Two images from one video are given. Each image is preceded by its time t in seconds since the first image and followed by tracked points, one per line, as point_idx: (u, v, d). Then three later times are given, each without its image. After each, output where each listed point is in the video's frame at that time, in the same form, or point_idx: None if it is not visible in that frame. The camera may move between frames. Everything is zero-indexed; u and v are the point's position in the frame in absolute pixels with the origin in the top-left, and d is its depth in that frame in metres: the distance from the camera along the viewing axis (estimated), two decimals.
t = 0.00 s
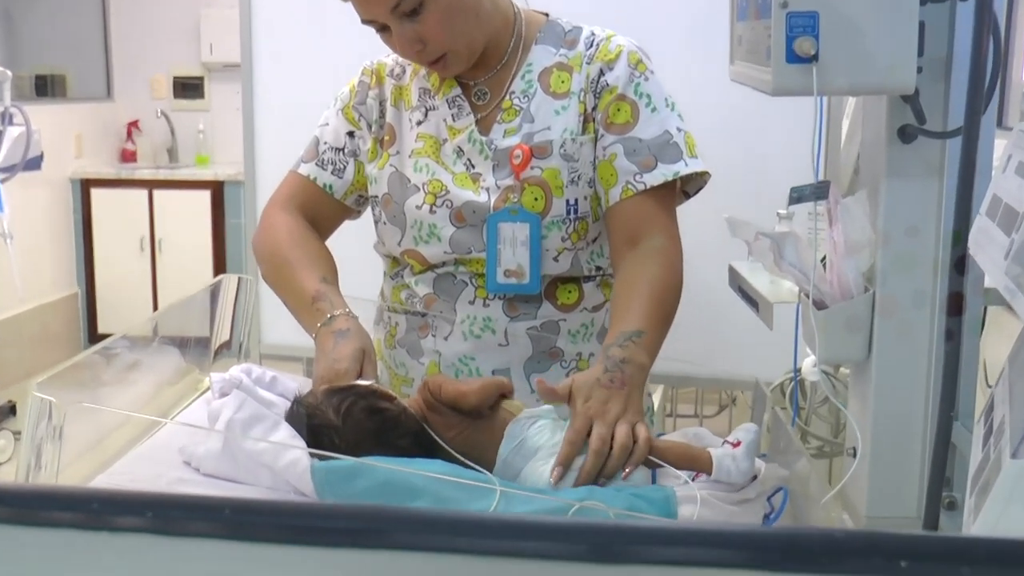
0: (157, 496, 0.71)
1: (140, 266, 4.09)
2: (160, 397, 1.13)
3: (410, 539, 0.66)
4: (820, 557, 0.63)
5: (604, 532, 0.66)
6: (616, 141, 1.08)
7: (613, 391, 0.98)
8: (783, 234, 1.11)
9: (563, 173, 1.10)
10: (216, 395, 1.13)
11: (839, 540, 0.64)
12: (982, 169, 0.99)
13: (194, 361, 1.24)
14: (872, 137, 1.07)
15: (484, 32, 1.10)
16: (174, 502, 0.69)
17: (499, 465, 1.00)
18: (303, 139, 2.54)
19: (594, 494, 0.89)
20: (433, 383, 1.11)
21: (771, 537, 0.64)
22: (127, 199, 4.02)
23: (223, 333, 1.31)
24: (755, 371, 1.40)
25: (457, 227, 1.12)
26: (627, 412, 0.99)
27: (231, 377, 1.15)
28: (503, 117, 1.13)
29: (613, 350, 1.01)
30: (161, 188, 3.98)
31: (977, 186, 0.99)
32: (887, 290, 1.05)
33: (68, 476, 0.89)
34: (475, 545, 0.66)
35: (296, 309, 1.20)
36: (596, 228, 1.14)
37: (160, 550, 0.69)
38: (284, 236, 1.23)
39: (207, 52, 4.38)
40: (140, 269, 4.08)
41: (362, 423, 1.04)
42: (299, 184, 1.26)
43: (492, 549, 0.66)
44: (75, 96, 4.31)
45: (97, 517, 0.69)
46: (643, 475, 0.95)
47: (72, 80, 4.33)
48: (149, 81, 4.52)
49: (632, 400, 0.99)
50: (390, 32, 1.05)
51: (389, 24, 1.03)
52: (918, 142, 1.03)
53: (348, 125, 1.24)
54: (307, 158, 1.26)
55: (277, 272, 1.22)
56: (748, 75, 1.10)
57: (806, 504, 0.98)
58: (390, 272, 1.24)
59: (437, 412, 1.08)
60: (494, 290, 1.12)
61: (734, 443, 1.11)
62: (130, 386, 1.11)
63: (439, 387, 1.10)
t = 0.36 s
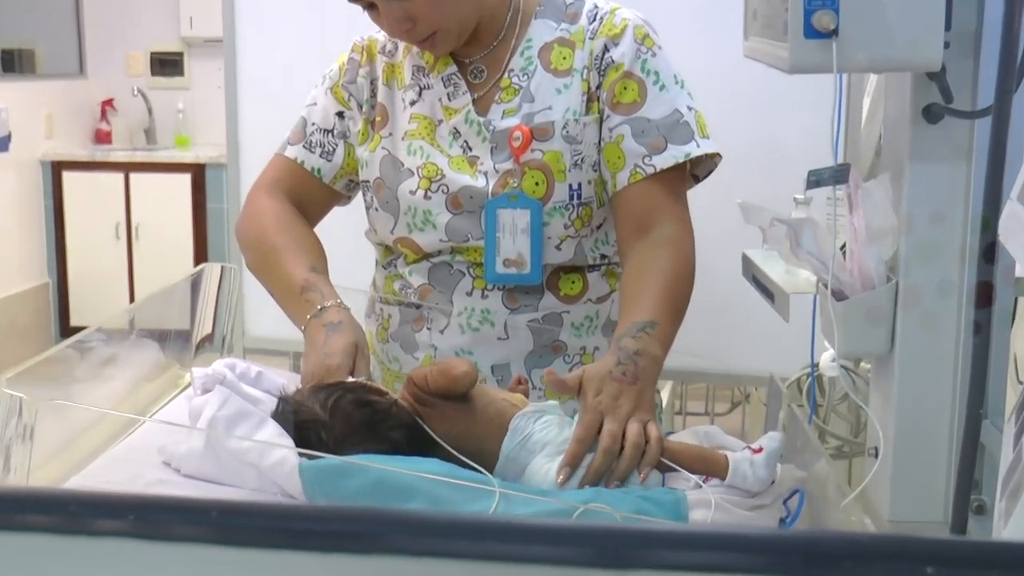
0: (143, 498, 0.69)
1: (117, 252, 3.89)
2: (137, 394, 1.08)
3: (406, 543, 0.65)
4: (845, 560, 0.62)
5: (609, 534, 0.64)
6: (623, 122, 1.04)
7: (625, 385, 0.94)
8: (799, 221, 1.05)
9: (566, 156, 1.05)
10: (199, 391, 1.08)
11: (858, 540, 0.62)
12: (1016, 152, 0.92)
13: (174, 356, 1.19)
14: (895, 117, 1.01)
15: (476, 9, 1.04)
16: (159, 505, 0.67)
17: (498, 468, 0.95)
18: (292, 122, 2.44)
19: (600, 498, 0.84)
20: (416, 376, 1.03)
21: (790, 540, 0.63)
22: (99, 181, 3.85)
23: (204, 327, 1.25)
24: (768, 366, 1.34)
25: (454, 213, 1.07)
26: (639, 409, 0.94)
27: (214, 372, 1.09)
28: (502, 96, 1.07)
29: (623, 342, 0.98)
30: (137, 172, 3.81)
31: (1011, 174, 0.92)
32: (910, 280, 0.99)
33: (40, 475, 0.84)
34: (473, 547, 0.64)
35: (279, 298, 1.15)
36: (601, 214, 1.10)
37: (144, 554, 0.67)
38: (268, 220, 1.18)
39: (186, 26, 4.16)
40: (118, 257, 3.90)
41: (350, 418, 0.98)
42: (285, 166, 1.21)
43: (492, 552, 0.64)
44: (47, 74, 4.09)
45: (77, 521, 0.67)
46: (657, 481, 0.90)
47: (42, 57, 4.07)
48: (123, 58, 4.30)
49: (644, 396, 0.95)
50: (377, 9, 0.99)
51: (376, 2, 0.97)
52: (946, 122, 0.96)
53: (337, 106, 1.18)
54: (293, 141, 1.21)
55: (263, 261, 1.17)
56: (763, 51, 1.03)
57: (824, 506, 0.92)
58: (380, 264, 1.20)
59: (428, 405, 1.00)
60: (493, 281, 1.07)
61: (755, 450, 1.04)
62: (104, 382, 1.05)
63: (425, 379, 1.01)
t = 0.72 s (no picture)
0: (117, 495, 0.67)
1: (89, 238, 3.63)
2: (113, 387, 1.03)
3: (391, 543, 0.62)
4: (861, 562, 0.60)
5: (610, 532, 0.62)
6: (629, 97, 1.02)
7: (632, 378, 0.90)
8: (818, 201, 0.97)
9: (569, 134, 1.03)
10: (178, 384, 1.03)
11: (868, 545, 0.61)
12: None
13: (152, 347, 1.14)
14: (920, 95, 0.93)
15: None
16: (130, 503, 0.65)
17: (499, 468, 0.91)
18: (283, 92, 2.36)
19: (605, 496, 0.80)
20: (417, 376, 0.99)
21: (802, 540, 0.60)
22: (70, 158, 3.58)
23: (184, 315, 1.19)
24: (784, 357, 1.28)
25: (449, 195, 1.05)
26: (644, 402, 0.91)
27: (195, 363, 1.04)
28: (501, 70, 1.05)
29: (629, 333, 0.94)
30: (111, 150, 3.57)
31: None
32: (936, 266, 0.91)
33: (11, 472, 0.80)
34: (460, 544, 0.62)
35: (268, 283, 1.13)
36: (605, 196, 1.08)
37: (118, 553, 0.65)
38: (252, 204, 1.16)
39: None
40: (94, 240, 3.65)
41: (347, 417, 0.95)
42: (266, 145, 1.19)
43: (484, 553, 0.62)
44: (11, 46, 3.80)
45: (47, 520, 0.65)
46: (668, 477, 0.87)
47: None
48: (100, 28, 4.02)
49: (650, 388, 0.91)
50: None
51: None
52: (976, 94, 0.88)
53: (324, 81, 1.16)
54: (277, 119, 1.18)
55: (248, 246, 1.15)
56: (780, 21, 0.96)
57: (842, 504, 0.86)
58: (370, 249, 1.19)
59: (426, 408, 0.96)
60: (491, 267, 1.06)
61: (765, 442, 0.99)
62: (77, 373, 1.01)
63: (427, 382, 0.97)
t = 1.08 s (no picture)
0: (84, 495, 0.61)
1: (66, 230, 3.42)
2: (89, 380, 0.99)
3: (375, 545, 0.57)
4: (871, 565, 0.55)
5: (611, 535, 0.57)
6: (630, 77, 1.02)
7: (632, 369, 0.88)
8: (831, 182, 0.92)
9: (567, 115, 1.03)
10: (158, 378, 0.99)
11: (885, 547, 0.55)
12: None
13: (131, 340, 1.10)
14: (937, 72, 0.88)
15: None
16: (106, 505, 0.60)
17: (494, 466, 0.88)
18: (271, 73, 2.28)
19: (606, 495, 0.76)
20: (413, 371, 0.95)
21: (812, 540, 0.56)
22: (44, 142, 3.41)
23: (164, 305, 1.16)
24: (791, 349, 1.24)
25: (441, 179, 1.05)
26: (646, 394, 0.88)
27: (175, 357, 1.00)
28: (496, 48, 1.06)
29: (629, 323, 0.92)
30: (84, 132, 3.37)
31: None
32: (951, 252, 0.86)
33: None
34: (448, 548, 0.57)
35: (250, 270, 1.12)
36: (604, 180, 1.08)
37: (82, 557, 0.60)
38: (233, 189, 1.16)
39: None
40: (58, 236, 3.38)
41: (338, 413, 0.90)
42: (251, 130, 1.19)
43: (468, 556, 0.57)
44: None
45: (7, 521, 0.60)
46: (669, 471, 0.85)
47: None
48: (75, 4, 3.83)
49: (653, 379, 0.89)
50: None
51: None
52: (992, 72, 0.84)
53: (310, 60, 1.16)
54: (261, 100, 1.18)
55: (231, 231, 1.14)
56: None
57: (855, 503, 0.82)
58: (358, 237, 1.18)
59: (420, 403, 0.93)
60: (485, 254, 1.05)
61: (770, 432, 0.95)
62: (54, 366, 0.96)
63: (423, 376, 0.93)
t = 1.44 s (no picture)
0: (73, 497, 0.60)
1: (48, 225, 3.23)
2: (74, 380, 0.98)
3: (372, 548, 0.56)
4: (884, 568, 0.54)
5: (618, 539, 0.56)
6: (634, 62, 1.00)
7: (633, 363, 0.85)
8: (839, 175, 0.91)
9: (569, 102, 1.01)
10: (145, 375, 0.97)
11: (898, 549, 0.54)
12: None
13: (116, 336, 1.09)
14: (950, 57, 0.84)
15: None
16: (94, 507, 0.59)
17: (492, 469, 0.86)
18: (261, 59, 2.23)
19: (609, 496, 0.74)
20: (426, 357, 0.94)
21: (830, 545, 0.54)
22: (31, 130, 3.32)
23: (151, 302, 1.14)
24: (799, 344, 1.21)
25: (438, 168, 1.03)
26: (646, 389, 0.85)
27: (163, 353, 0.98)
28: (495, 33, 1.03)
29: (630, 317, 0.89)
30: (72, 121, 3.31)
31: None
32: (965, 245, 0.82)
33: None
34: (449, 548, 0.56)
35: (239, 264, 1.10)
36: (608, 168, 1.06)
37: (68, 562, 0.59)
38: (219, 175, 1.13)
39: None
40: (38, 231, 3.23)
41: (335, 416, 0.89)
42: (241, 117, 1.16)
43: (468, 561, 0.56)
44: None
45: None
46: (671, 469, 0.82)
47: None
48: None
49: (654, 374, 0.86)
50: None
51: None
52: (1010, 60, 0.79)
53: (302, 45, 1.14)
54: (251, 88, 1.16)
55: (215, 220, 1.12)
56: None
57: (867, 504, 0.79)
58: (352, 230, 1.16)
59: (426, 396, 0.92)
60: (485, 245, 1.03)
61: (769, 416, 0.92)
62: (37, 364, 0.94)
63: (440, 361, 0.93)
